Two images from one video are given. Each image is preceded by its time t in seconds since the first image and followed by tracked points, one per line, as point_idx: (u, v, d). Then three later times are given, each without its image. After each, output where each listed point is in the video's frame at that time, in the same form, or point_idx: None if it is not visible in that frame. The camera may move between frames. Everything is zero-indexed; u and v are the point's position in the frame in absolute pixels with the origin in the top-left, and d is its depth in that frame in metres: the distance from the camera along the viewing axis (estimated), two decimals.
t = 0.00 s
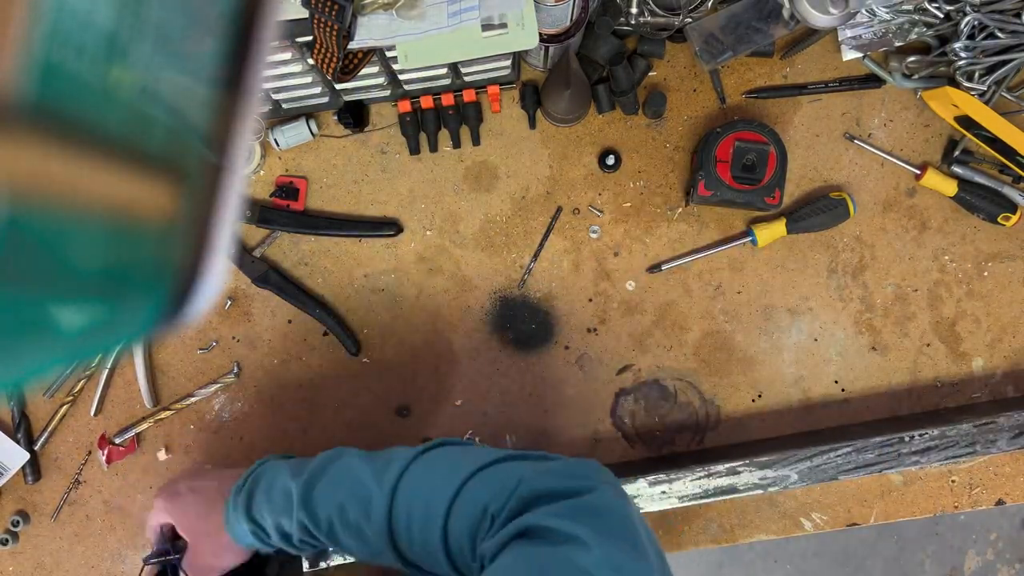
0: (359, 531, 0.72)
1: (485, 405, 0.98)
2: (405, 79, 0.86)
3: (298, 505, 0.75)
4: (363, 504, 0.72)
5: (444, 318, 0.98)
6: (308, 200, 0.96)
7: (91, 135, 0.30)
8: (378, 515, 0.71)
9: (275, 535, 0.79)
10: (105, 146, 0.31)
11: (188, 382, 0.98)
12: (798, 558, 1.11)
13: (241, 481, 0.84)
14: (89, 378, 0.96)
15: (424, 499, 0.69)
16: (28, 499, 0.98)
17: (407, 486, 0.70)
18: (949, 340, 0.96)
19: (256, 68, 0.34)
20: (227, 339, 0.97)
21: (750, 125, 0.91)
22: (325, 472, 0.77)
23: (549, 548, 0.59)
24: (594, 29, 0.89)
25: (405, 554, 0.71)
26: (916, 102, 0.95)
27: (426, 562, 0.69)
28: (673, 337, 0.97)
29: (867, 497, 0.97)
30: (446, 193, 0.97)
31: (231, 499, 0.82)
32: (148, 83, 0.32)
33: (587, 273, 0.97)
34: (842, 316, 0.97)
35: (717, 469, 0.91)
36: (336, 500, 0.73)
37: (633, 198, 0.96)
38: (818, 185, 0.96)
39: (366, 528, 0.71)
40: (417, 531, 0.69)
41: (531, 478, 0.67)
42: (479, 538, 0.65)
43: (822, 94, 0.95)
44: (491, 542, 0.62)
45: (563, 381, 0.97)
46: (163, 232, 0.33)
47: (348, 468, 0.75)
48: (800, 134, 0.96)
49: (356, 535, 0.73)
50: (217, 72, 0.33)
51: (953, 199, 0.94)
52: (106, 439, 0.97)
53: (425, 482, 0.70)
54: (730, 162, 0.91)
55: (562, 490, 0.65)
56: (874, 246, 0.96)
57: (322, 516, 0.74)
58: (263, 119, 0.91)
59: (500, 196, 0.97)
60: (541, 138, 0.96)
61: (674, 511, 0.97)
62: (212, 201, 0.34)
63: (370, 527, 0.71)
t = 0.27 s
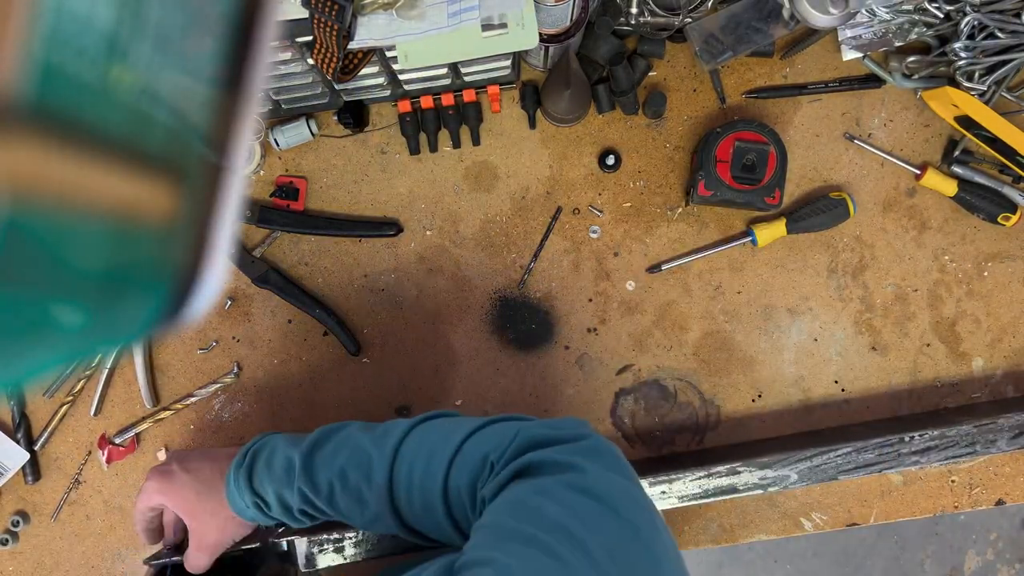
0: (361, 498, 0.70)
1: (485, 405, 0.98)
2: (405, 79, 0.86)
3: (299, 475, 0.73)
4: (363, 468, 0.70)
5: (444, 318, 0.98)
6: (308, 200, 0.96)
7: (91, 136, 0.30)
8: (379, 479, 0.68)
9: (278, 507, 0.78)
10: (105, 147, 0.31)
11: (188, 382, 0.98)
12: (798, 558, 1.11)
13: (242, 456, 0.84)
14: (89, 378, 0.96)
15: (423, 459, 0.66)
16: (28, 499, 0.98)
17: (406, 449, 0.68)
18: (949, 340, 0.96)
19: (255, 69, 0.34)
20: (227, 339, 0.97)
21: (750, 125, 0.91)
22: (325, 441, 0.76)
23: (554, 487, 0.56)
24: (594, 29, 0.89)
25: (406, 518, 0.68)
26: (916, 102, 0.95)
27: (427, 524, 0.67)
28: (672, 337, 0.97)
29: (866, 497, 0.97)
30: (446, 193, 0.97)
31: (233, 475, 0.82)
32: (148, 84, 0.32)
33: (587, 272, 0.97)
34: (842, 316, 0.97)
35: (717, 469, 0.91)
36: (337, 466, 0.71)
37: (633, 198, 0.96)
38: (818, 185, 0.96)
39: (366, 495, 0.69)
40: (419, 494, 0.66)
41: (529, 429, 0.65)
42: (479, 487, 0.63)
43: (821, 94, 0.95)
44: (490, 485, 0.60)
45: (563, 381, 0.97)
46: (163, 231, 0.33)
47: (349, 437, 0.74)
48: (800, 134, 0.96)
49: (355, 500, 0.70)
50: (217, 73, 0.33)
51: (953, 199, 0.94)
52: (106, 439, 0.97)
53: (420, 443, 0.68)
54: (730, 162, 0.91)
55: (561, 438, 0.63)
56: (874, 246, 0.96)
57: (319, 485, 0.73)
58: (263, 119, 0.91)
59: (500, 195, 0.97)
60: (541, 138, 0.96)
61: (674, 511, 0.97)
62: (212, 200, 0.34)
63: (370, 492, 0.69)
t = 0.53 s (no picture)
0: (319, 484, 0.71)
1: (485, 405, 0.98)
2: (405, 79, 0.86)
3: (263, 458, 0.75)
4: (321, 453, 0.71)
5: (444, 318, 0.98)
6: (308, 200, 0.96)
7: (92, 137, 0.30)
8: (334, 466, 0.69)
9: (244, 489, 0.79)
10: (105, 147, 0.31)
11: (188, 382, 0.98)
12: (798, 558, 1.11)
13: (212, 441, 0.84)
14: (89, 378, 0.96)
15: (377, 448, 0.67)
16: (28, 499, 0.98)
17: (364, 438, 0.69)
18: (949, 340, 0.96)
19: (255, 70, 0.34)
20: (227, 339, 0.97)
21: (750, 125, 0.91)
22: (289, 428, 0.77)
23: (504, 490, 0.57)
24: (594, 29, 0.89)
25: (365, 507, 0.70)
26: (916, 102, 0.95)
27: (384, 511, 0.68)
28: (672, 337, 0.97)
29: (866, 497, 0.97)
30: (446, 193, 0.97)
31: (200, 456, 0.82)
32: (148, 84, 0.32)
33: (587, 272, 0.97)
34: (842, 316, 0.97)
35: (717, 468, 0.91)
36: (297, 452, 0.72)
37: (633, 198, 0.96)
38: (818, 185, 0.96)
39: (324, 478, 0.70)
40: (374, 484, 0.67)
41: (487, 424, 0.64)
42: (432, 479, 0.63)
43: (822, 94, 0.95)
44: (445, 487, 0.60)
45: (563, 381, 0.97)
46: (163, 231, 0.33)
47: (313, 424, 0.75)
48: (800, 134, 0.96)
49: (314, 484, 0.71)
50: (216, 73, 0.33)
51: (953, 199, 0.94)
52: (106, 439, 0.97)
53: (379, 433, 0.68)
54: (730, 162, 0.91)
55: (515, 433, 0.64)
56: (874, 246, 0.96)
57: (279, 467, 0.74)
58: (263, 119, 0.91)
59: (500, 196, 0.97)
60: (541, 139, 0.96)
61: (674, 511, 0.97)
62: (212, 200, 0.34)
63: (326, 475, 0.70)
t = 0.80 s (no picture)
0: (332, 535, 0.79)
1: (485, 405, 0.98)
2: (405, 79, 0.86)
3: (279, 510, 0.81)
4: (336, 509, 0.78)
5: (444, 318, 0.98)
6: (308, 200, 0.96)
7: (91, 136, 0.30)
8: (351, 520, 0.77)
9: (257, 533, 0.84)
10: (105, 146, 0.31)
11: (188, 382, 0.98)
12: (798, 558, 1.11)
13: (228, 483, 0.89)
14: (89, 378, 0.96)
15: (392, 507, 0.75)
16: (28, 499, 0.98)
17: (378, 495, 0.76)
18: (949, 340, 0.96)
19: (255, 69, 0.34)
20: (227, 339, 0.97)
21: (750, 125, 0.91)
22: (306, 475, 0.84)
23: (500, 550, 0.64)
24: (594, 29, 0.89)
25: (376, 559, 0.77)
26: (916, 102, 0.95)
27: (392, 564, 0.75)
28: (672, 337, 0.97)
29: (866, 497, 0.97)
30: (446, 193, 0.97)
31: (218, 502, 0.87)
32: (147, 83, 0.32)
33: (587, 272, 0.97)
34: (842, 316, 0.97)
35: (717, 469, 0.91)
36: (313, 505, 0.80)
37: (633, 198, 0.96)
38: (818, 185, 0.96)
39: (340, 533, 0.78)
40: (386, 539, 0.74)
41: (486, 485, 0.71)
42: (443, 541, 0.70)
43: (822, 94, 0.95)
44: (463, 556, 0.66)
45: (562, 381, 0.97)
46: (163, 230, 0.33)
47: (327, 476, 0.82)
48: (800, 134, 0.96)
49: (328, 536, 0.79)
50: (216, 73, 0.33)
51: (953, 199, 0.94)
52: (106, 439, 0.97)
53: (392, 491, 0.76)
54: (730, 162, 0.91)
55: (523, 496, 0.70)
56: (874, 246, 0.96)
57: (299, 521, 0.81)
58: (263, 119, 0.91)
59: (500, 196, 0.97)
60: (541, 139, 0.96)
61: (673, 511, 0.97)
62: (212, 200, 0.34)
63: (343, 531, 0.77)
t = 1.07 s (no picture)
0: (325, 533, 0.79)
1: (485, 405, 0.98)
2: (405, 79, 0.86)
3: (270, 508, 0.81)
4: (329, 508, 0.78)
5: (444, 318, 0.98)
6: (308, 200, 0.96)
7: (91, 135, 0.30)
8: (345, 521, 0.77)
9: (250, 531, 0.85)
10: (105, 146, 0.31)
11: (188, 382, 0.98)
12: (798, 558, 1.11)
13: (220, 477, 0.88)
14: (89, 378, 0.96)
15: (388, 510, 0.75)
16: (27, 499, 0.98)
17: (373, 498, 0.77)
18: (949, 340, 0.96)
19: (256, 69, 0.34)
20: (227, 339, 0.97)
21: (749, 125, 0.91)
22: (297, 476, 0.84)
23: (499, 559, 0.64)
24: (593, 29, 0.89)
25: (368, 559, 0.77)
26: (916, 102, 0.95)
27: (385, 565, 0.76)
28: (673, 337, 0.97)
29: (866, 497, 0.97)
30: (446, 193, 0.97)
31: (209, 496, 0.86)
32: (148, 83, 0.32)
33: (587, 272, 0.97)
34: (842, 316, 0.97)
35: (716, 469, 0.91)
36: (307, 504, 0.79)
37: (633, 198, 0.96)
38: (818, 185, 0.96)
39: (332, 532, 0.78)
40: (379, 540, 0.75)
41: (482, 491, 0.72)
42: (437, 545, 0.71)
43: (822, 94, 0.95)
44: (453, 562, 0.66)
45: (563, 381, 0.97)
46: (163, 231, 0.32)
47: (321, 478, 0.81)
48: (800, 134, 0.96)
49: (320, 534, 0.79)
50: (216, 73, 0.33)
51: (953, 199, 0.94)
52: (106, 439, 0.97)
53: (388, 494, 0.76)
54: (730, 162, 0.91)
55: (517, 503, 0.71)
56: (874, 246, 0.96)
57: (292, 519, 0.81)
58: (263, 119, 0.91)
59: (500, 196, 0.97)
60: (541, 139, 0.96)
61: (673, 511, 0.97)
62: (211, 201, 0.33)
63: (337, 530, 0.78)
